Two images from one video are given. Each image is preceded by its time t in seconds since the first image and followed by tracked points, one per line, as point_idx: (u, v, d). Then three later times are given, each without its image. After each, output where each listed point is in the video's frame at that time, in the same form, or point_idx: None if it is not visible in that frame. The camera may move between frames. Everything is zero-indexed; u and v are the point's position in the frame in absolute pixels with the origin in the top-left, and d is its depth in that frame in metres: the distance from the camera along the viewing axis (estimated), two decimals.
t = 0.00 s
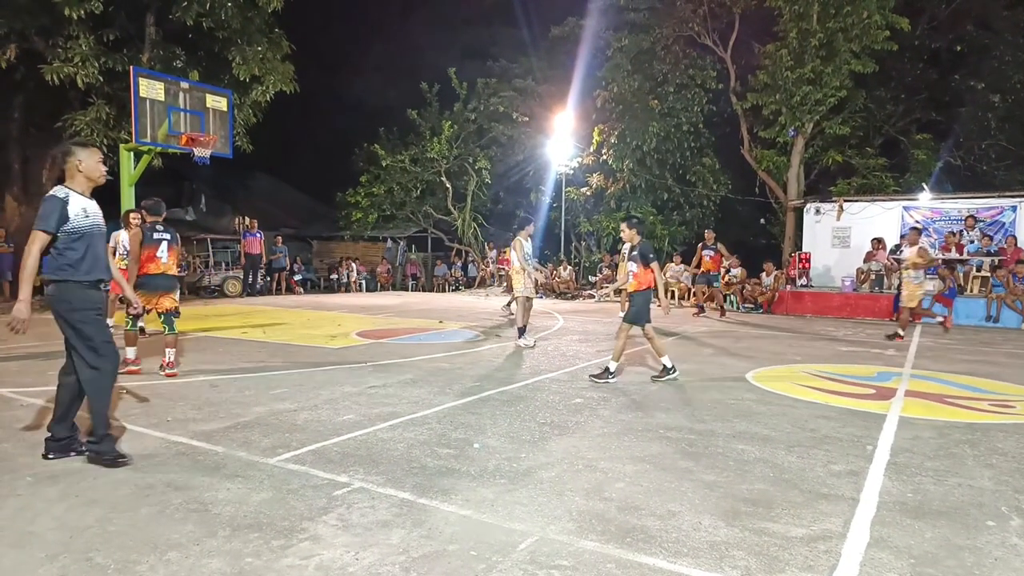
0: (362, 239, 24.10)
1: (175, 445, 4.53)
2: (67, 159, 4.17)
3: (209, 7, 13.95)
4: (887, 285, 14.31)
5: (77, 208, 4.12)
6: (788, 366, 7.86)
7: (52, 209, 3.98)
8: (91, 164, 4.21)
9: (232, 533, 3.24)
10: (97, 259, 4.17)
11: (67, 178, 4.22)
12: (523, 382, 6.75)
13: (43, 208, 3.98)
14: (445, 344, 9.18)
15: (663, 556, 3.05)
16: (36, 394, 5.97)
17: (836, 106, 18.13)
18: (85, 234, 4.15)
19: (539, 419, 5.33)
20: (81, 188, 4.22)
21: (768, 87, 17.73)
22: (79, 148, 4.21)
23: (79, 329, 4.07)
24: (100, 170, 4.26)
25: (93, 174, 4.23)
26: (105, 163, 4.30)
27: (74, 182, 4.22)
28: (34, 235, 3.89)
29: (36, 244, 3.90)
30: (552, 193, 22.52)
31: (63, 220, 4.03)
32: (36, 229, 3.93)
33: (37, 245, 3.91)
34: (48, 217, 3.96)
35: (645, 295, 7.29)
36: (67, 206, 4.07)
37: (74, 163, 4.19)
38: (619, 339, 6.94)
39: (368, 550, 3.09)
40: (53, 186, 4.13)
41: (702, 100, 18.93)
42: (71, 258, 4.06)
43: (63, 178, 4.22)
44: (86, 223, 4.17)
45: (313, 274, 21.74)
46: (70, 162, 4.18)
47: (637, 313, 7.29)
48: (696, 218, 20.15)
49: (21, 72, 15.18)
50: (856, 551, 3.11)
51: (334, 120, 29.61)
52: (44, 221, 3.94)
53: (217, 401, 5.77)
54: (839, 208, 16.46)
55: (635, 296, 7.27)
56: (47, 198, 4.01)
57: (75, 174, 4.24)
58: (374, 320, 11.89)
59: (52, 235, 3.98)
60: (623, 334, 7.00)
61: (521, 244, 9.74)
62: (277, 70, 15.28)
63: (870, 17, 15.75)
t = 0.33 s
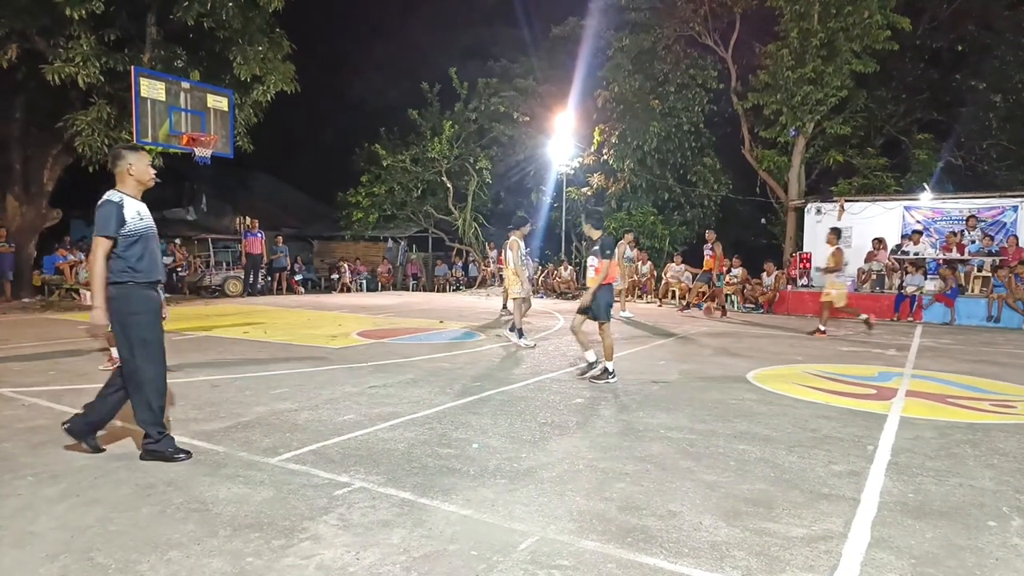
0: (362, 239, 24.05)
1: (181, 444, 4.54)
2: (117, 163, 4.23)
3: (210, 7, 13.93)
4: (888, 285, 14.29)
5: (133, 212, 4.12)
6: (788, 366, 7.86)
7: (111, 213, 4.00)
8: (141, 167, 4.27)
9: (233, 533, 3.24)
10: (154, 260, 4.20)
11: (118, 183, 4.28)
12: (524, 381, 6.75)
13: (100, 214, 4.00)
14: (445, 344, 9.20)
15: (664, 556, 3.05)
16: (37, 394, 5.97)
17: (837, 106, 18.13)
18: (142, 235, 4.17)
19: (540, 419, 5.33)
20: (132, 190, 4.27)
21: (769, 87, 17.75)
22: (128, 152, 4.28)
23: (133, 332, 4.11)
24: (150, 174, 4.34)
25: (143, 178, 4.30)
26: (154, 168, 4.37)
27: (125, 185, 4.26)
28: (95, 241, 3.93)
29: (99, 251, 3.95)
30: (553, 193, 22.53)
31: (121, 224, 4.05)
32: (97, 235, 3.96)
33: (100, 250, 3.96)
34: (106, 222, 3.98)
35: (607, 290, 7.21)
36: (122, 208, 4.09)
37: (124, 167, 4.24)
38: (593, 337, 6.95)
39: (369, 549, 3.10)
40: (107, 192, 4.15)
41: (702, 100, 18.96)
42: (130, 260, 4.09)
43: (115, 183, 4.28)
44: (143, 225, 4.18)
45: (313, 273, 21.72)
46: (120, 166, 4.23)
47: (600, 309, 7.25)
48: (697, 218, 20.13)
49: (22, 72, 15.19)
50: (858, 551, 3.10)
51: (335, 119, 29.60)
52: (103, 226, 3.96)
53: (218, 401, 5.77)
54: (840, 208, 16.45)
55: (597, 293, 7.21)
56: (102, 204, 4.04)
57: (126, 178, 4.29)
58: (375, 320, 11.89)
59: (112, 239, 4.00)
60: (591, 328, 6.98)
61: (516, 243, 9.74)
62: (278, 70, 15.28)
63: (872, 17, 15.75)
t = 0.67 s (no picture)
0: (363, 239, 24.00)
1: (183, 443, 4.54)
2: (165, 163, 4.34)
3: (210, 7, 13.93)
4: (888, 285, 14.28)
5: (182, 212, 4.34)
6: (788, 366, 7.88)
7: (169, 211, 4.21)
8: (186, 166, 4.39)
9: (233, 533, 3.24)
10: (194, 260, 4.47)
11: (161, 182, 4.37)
12: (524, 381, 6.78)
13: (159, 212, 4.19)
14: (446, 343, 9.23)
15: (664, 556, 3.05)
16: (39, 393, 5.99)
17: (837, 106, 18.15)
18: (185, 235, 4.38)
19: (540, 419, 5.34)
20: (175, 187, 4.36)
21: (770, 88, 17.81)
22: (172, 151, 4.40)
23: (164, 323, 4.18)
24: (193, 173, 4.46)
25: (187, 177, 4.42)
26: (197, 167, 4.50)
27: (169, 183, 4.36)
28: (168, 237, 4.12)
29: (172, 245, 4.12)
30: (553, 194, 22.58)
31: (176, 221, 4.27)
32: (166, 232, 4.15)
33: (173, 245, 4.13)
34: (166, 220, 4.18)
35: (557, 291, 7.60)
36: (174, 208, 4.28)
37: (170, 166, 4.36)
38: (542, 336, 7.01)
39: (370, 550, 3.09)
40: (149, 192, 4.29)
41: (702, 100, 18.99)
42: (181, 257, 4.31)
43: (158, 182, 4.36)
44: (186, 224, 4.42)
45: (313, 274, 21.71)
46: (166, 165, 4.35)
47: (550, 310, 7.63)
48: (696, 218, 20.13)
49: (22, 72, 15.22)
50: (858, 551, 3.10)
51: (335, 119, 29.61)
52: (169, 222, 4.17)
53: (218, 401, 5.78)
54: (840, 208, 16.45)
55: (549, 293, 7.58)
56: (156, 203, 4.20)
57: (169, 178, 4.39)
58: (376, 320, 11.90)
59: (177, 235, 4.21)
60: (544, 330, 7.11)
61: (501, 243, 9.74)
62: (278, 70, 15.29)
63: (872, 17, 15.76)
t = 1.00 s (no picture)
0: (365, 239, 23.97)
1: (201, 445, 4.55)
2: (213, 165, 4.39)
3: (212, 8, 13.95)
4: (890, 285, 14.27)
5: (228, 215, 4.31)
6: (790, 367, 7.87)
7: (215, 215, 4.18)
8: (232, 170, 4.44)
9: (235, 533, 3.24)
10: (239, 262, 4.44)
11: (208, 184, 4.41)
12: (525, 381, 6.79)
13: (204, 216, 4.16)
14: (447, 343, 9.24)
15: (666, 556, 3.05)
16: (42, 393, 6.00)
17: (839, 106, 18.16)
18: (231, 238, 4.36)
19: (542, 419, 5.34)
20: (221, 189, 4.40)
21: (772, 88, 17.84)
22: (221, 155, 4.45)
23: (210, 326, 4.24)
24: (237, 177, 4.51)
25: (232, 181, 4.46)
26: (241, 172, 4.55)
27: (215, 186, 4.40)
28: (213, 243, 4.10)
29: (216, 252, 4.12)
30: (555, 194, 22.59)
31: (222, 225, 4.24)
32: (210, 237, 4.13)
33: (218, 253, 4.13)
34: (213, 225, 4.16)
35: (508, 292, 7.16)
36: (220, 212, 4.26)
37: (218, 169, 4.41)
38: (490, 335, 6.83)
39: (372, 550, 3.10)
40: (197, 196, 4.29)
41: (704, 100, 18.98)
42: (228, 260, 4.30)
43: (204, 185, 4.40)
44: (232, 226, 4.39)
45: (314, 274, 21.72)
46: (214, 168, 4.39)
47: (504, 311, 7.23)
48: (698, 218, 20.11)
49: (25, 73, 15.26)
50: (859, 552, 3.10)
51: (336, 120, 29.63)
52: (213, 227, 4.14)
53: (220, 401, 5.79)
54: (842, 208, 16.44)
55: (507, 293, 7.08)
56: (203, 207, 4.19)
57: (215, 179, 4.43)
58: (378, 320, 11.92)
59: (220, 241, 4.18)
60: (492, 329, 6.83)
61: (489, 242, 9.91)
62: (280, 71, 15.30)
63: (874, 17, 15.75)
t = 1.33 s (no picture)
0: (366, 239, 24.02)
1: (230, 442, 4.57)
2: (247, 166, 4.35)
3: (213, 8, 13.98)
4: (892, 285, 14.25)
5: (258, 215, 4.27)
6: (791, 366, 7.87)
7: (242, 217, 4.12)
8: (266, 170, 4.39)
9: (236, 533, 3.25)
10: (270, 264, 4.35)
11: (240, 183, 4.37)
12: (526, 381, 6.79)
13: (232, 217, 4.11)
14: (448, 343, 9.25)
15: (667, 556, 3.05)
16: (43, 393, 6.00)
17: (840, 106, 18.14)
18: (261, 239, 4.30)
19: (542, 419, 5.33)
20: (253, 189, 4.34)
21: (773, 88, 17.82)
22: (257, 155, 4.41)
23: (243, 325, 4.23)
24: (271, 178, 4.46)
25: (265, 181, 4.41)
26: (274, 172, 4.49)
27: (247, 186, 4.36)
28: (230, 243, 4.02)
29: (230, 252, 4.01)
30: (555, 194, 22.57)
31: (251, 225, 4.19)
32: (231, 237, 4.05)
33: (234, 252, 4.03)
34: (240, 225, 4.10)
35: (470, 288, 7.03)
36: (250, 212, 4.21)
37: (251, 169, 4.36)
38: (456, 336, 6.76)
39: (372, 549, 3.10)
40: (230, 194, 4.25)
41: (705, 100, 18.96)
42: (253, 262, 4.24)
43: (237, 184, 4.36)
44: (261, 228, 4.34)
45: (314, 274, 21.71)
46: (248, 168, 4.35)
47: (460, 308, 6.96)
48: (699, 218, 20.05)
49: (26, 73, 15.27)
50: (861, 552, 3.10)
51: (337, 119, 29.59)
52: (241, 229, 4.08)
53: (220, 401, 5.79)
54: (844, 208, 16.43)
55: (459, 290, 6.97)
56: (233, 207, 4.13)
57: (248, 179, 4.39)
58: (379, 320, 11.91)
59: (244, 241, 4.12)
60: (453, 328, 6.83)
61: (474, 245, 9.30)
62: (281, 71, 15.30)
63: (875, 16, 15.71)
